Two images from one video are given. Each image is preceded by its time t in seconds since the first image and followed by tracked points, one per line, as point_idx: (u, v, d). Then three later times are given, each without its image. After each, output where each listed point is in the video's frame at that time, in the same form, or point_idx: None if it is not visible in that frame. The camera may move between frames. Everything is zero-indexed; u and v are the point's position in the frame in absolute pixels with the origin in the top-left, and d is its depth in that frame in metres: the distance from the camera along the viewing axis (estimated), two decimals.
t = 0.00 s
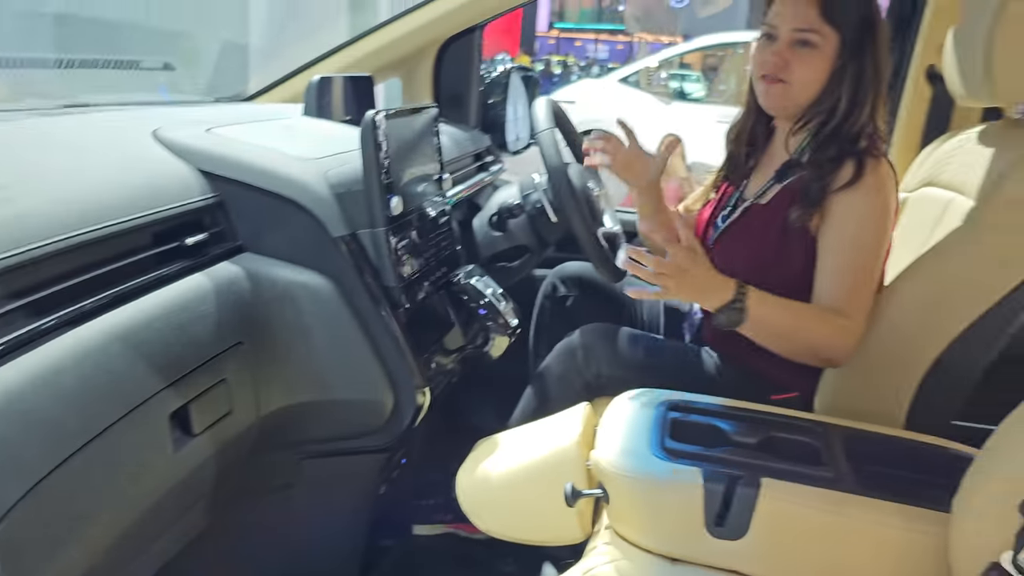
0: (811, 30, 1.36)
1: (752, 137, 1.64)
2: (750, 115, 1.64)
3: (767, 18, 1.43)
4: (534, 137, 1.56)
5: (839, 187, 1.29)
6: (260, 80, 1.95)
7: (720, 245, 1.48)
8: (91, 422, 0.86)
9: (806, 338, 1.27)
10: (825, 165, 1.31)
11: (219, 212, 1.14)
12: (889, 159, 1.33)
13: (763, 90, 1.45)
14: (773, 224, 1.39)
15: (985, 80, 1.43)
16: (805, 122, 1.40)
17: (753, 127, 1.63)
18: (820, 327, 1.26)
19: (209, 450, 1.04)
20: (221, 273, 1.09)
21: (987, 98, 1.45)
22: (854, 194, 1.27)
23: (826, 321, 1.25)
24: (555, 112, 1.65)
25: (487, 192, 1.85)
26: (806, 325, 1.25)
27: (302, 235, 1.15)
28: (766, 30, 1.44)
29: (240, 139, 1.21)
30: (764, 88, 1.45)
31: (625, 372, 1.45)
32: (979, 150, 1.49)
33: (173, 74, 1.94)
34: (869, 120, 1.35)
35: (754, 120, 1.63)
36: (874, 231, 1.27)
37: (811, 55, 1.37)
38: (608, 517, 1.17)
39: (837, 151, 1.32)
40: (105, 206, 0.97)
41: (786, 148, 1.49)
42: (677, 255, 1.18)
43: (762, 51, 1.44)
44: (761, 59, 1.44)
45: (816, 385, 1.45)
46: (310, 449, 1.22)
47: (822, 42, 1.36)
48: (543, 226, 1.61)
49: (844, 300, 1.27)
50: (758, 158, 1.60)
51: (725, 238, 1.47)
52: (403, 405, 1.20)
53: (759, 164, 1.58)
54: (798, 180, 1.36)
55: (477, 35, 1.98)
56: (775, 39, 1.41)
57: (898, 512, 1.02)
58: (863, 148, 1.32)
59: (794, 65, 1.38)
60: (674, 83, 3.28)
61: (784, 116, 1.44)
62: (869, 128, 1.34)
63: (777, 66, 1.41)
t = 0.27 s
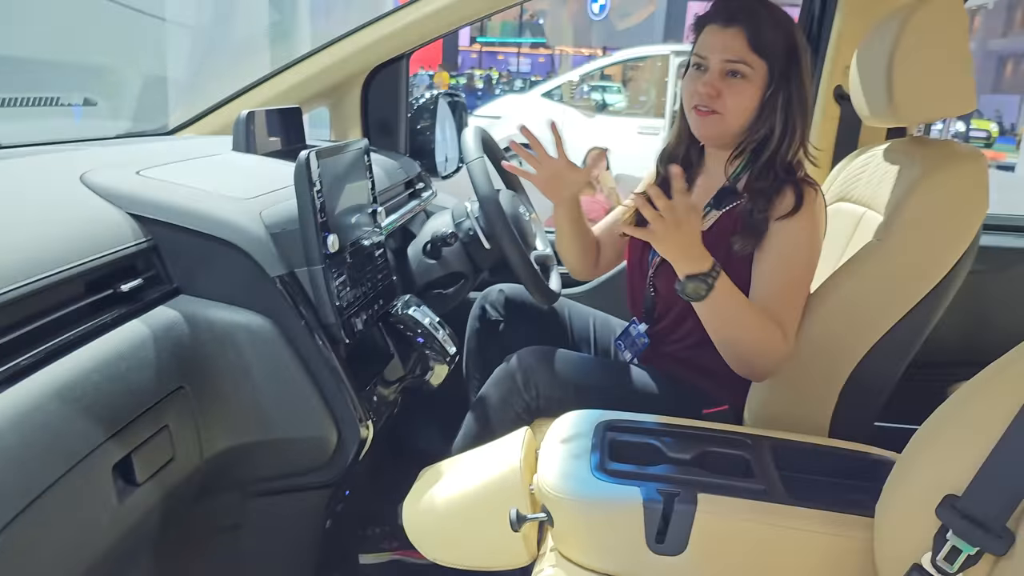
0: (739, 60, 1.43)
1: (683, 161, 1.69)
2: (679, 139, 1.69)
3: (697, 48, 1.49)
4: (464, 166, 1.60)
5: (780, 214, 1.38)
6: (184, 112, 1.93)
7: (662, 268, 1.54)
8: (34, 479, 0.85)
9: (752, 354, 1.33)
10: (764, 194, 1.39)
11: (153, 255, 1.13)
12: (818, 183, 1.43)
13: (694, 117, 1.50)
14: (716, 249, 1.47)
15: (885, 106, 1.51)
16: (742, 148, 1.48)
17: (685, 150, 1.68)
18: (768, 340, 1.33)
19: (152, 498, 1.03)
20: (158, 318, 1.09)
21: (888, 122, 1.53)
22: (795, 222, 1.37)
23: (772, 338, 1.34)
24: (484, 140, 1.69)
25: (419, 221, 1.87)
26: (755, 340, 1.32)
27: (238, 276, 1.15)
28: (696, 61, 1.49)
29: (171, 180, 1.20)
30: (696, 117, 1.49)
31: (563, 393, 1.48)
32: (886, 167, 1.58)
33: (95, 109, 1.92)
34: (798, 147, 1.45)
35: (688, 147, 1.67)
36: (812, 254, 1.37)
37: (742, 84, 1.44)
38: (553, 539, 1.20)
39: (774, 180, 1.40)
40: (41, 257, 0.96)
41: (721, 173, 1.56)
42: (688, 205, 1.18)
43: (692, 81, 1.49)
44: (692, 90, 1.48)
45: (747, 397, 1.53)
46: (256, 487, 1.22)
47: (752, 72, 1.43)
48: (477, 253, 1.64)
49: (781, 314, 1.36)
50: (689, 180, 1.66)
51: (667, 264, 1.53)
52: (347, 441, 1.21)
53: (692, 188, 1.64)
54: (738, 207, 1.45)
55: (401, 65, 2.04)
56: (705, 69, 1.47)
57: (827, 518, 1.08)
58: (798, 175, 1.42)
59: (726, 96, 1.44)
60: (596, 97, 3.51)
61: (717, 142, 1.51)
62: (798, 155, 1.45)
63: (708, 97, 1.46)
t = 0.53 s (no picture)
0: (705, 86, 1.47)
1: (658, 179, 1.71)
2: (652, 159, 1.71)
3: (660, 79, 1.51)
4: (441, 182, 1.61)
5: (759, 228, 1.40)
6: (155, 128, 1.97)
7: (642, 284, 1.56)
8: (17, 509, 0.84)
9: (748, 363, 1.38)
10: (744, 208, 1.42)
11: (131, 278, 1.12)
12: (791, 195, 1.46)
13: (672, 149, 1.52)
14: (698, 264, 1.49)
15: (853, 120, 1.54)
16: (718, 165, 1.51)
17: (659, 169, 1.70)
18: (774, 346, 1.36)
19: (135, 523, 1.03)
20: (137, 341, 1.08)
21: (855, 135, 1.56)
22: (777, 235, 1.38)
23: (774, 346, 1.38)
24: (460, 156, 1.70)
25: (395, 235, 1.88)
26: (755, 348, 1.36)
27: (217, 297, 1.14)
28: (661, 91, 1.52)
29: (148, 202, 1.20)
30: (671, 146, 1.52)
31: (542, 406, 1.49)
32: (855, 179, 1.61)
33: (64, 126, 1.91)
34: (769, 160, 1.48)
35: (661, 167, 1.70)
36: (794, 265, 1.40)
37: (711, 108, 1.47)
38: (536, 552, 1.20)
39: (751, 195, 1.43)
40: (19, 284, 0.95)
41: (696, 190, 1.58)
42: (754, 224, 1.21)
43: (660, 111, 1.52)
44: (662, 120, 1.51)
45: (724, 409, 1.55)
46: (237, 509, 1.21)
47: (719, 95, 1.47)
48: (455, 268, 1.64)
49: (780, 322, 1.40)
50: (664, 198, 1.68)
51: (646, 281, 1.55)
52: (329, 459, 1.21)
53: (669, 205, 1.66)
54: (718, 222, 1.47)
55: (376, 80, 2.05)
56: (672, 99, 1.50)
57: (804, 526, 1.10)
58: (773, 188, 1.45)
59: (697, 123, 1.47)
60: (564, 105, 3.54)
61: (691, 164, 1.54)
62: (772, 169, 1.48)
63: (679, 125, 1.49)
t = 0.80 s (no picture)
0: (684, 81, 1.47)
1: (636, 181, 1.70)
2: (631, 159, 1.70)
3: (646, 66, 1.52)
4: (419, 186, 1.61)
5: (735, 234, 1.41)
6: (127, 135, 1.99)
7: (620, 289, 1.56)
8: None
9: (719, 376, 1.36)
10: (718, 214, 1.42)
11: (105, 287, 1.10)
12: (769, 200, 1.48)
13: (643, 138, 1.52)
14: (676, 268, 1.49)
15: (828, 124, 1.55)
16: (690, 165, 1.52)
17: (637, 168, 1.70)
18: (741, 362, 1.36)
19: (111, 536, 1.02)
20: (112, 351, 1.07)
21: (830, 137, 1.58)
22: (749, 242, 1.41)
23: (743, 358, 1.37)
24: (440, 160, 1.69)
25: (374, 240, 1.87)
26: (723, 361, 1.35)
27: (194, 305, 1.13)
28: (644, 79, 1.53)
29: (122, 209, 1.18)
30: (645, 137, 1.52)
31: (522, 410, 1.48)
32: (830, 180, 1.62)
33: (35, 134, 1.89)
34: (746, 165, 1.49)
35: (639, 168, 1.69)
36: (765, 272, 1.42)
37: (688, 105, 1.48)
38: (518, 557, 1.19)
39: (726, 199, 1.44)
40: None
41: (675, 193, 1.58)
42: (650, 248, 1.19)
43: (641, 101, 1.53)
44: (641, 108, 1.52)
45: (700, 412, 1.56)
46: (214, 519, 1.20)
47: (698, 90, 1.48)
48: (434, 272, 1.65)
49: (749, 333, 1.40)
50: (642, 200, 1.68)
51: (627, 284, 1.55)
52: (308, 467, 1.20)
53: (647, 208, 1.66)
54: (693, 227, 1.47)
55: (354, 85, 2.05)
56: (654, 87, 1.51)
57: (782, 525, 1.11)
58: (749, 194, 1.45)
59: (674, 114, 1.48)
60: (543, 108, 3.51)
61: (664, 160, 1.54)
62: (747, 174, 1.48)
63: (656, 115, 1.49)
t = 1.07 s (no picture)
0: (675, 96, 1.48)
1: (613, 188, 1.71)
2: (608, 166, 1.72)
3: (630, 81, 1.51)
4: (397, 193, 1.60)
5: (706, 235, 1.43)
6: (103, 145, 1.95)
7: (600, 296, 1.55)
8: None
9: (675, 380, 1.41)
10: (694, 216, 1.43)
11: (78, 298, 1.09)
12: (745, 204, 1.51)
13: (635, 154, 1.53)
14: (654, 275, 1.49)
15: (805, 127, 1.56)
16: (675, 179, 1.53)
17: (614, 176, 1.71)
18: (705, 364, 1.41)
19: (85, 551, 1.00)
20: (85, 363, 1.05)
21: (807, 140, 1.58)
22: (721, 242, 1.42)
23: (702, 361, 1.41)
24: (417, 166, 1.70)
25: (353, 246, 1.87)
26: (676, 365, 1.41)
27: (168, 315, 1.12)
28: (627, 93, 1.52)
29: (95, 219, 1.17)
30: (634, 152, 1.53)
31: (504, 416, 1.48)
32: (807, 183, 1.63)
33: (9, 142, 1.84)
34: (720, 167, 1.51)
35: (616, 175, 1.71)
36: (735, 272, 1.43)
37: (677, 121, 1.48)
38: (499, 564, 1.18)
39: (702, 201, 1.46)
40: None
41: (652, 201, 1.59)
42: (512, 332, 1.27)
43: (628, 117, 1.52)
44: (630, 125, 1.52)
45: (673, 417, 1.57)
46: (189, 532, 1.19)
47: (687, 108, 1.48)
48: (413, 278, 1.63)
49: (711, 338, 1.41)
50: (620, 208, 1.69)
51: (606, 290, 1.54)
52: (286, 477, 1.19)
53: (624, 215, 1.67)
54: (668, 231, 1.48)
55: (331, 91, 2.03)
56: (642, 104, 1.50)
57: (763, 529, 1.11)
58: (724, 197, 1.48)
59: (665, 132, 1.48)
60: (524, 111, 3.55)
61: (650, 174, 1.55)
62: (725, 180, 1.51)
63: (648, 132, 1.49)
